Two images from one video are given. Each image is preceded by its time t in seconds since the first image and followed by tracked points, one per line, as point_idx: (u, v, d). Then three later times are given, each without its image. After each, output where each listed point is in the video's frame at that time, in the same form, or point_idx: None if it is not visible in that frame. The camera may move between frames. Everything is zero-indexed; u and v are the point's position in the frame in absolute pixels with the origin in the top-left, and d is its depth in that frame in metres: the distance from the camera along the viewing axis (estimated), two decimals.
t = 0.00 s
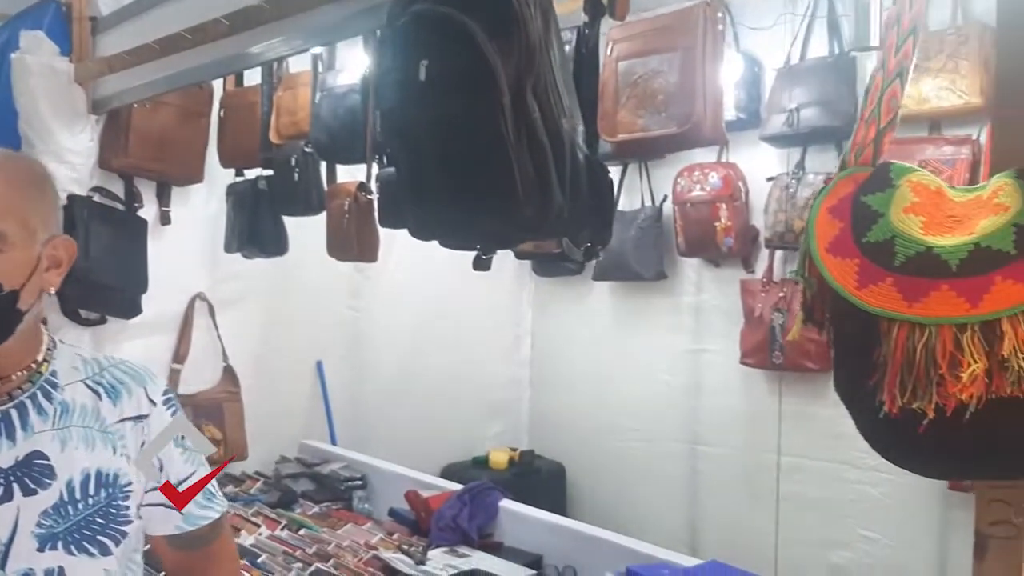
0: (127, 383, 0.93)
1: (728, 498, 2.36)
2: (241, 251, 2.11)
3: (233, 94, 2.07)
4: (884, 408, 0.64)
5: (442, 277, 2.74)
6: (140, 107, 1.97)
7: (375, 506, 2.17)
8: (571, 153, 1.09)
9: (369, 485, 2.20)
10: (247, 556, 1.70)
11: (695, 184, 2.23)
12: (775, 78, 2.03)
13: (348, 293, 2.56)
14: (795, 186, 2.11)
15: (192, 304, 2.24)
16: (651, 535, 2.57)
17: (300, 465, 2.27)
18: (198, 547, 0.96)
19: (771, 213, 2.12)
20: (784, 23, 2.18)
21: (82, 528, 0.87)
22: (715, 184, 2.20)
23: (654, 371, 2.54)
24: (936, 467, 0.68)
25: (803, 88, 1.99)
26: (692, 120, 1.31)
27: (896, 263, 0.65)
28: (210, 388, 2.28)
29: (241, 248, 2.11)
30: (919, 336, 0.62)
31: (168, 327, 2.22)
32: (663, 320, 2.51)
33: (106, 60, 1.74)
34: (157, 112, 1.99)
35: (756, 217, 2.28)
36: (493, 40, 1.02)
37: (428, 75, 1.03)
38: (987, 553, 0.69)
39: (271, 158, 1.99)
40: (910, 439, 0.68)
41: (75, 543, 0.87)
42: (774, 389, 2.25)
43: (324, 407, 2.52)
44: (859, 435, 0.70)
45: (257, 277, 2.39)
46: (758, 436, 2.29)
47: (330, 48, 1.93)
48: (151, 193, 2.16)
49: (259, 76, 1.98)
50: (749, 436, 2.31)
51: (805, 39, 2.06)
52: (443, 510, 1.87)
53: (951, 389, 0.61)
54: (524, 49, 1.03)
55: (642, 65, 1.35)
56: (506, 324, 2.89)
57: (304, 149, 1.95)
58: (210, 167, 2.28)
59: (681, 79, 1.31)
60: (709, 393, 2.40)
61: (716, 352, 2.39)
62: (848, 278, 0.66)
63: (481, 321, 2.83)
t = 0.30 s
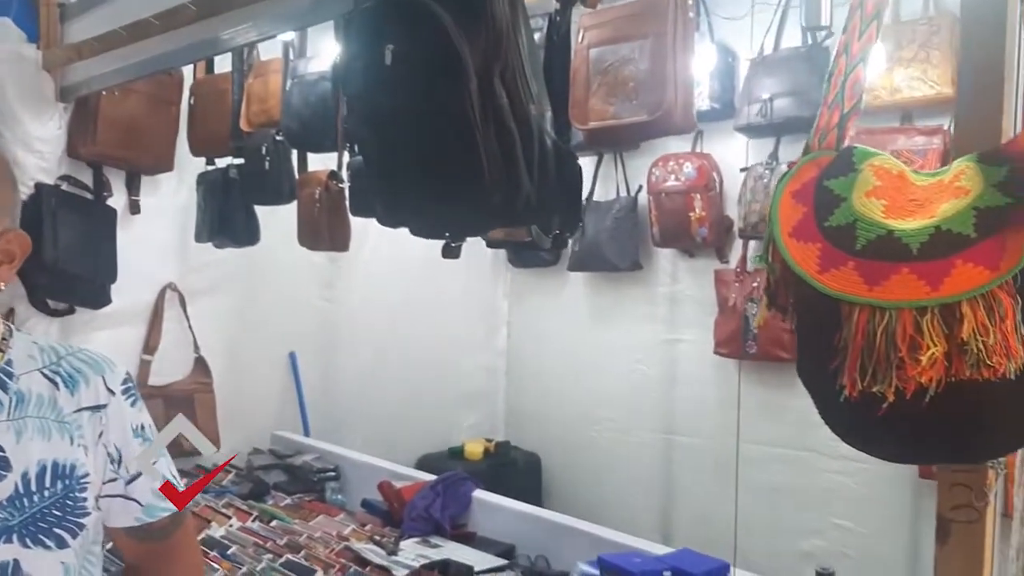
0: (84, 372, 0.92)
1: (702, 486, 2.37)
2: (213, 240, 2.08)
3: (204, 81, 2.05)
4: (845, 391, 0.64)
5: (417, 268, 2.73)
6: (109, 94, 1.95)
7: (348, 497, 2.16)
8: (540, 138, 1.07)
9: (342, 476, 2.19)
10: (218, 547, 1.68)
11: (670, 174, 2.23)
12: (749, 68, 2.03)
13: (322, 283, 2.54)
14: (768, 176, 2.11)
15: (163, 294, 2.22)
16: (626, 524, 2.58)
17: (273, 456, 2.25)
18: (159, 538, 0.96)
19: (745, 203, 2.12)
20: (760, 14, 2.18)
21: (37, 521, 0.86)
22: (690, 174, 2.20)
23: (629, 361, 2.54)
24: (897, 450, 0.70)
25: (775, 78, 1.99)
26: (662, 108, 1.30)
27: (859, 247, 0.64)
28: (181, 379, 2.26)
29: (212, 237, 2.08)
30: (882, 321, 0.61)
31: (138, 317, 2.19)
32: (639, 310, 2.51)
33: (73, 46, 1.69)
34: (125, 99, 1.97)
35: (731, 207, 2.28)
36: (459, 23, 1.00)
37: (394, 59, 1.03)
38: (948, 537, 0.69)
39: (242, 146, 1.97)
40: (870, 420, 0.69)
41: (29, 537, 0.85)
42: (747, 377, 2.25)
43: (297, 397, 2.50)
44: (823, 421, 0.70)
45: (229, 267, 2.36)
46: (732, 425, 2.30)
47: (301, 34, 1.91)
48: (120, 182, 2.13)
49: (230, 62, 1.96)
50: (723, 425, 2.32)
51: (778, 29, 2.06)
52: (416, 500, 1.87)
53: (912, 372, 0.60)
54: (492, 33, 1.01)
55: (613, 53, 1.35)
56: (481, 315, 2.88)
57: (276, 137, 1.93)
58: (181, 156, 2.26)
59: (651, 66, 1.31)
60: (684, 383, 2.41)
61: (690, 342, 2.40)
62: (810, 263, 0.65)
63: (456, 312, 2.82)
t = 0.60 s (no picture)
0: (49, 349, 0.91)
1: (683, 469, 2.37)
2: (190, 220, 2.06)
3: (181, 59, 2.03)
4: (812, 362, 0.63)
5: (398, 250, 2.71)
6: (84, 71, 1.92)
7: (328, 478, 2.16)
8: (511, 112, 1.08)
9: (322, 457, 2.18)
10: (194, 529, 1.67)
11: (652, 156, 2.22)
12: (730, 48, 2.02)
13: (302, 265, 2.52)
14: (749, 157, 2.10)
15: (139, 275, 2.20)
16: (607, 506, 2.58)
17: (252, 438, 2.25)
18: (126, 518, 0.97)
19: (725, 184, 2.11)
20: None
21: None
22: (671, 155, 2.19)
23: (611, 343, 2.53)
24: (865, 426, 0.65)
25: (757, 58, 1.98)
26: (639, 85, 1.29)
27: (826, 218, 0.63)
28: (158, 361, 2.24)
29: (189, 217, 2.06)
30: (848, 292, 0.61)
31: (115, 298, 2.17)
32: (620, 292, 2.50)
33: (46, 24, 1.62)
34: (101, 76, 1.94)
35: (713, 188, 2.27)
36: None
37: (364, 30, 1.01)
38: (916, 508, 0.70)
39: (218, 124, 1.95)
40: (834, 393, 0.65)
41: None
42: (727, 359, 2.25)
43: (277, 381, 2.49)
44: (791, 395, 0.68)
45: (206, 248, 2.34)
46: (712, 407, 2.30)
47: (279, 11, 1.88)
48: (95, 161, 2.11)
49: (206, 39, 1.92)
50: (704, 407, 2.32)
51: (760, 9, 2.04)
52: (394, 481, 1.86)
53: (878, 342, 0.60)
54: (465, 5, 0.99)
55: (590, 29, 1.33)
56: (462, 298, 2.86)
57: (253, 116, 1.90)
58: (157, 135, 2.23)
59: (628, 42, 1.30)
60: (665, 365, 2.41)
61: (671, 324, 2.39)
62: (779, 234, 0.64)
63: (438, 294, 2.80)
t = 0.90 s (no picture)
0: (24, 315, 0.88)
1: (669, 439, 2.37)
2: (171, 188, 2.04)
3: (161, 26, 2.00)
4: (782, 320, 0.64)
5: (383, 220, 2.66)
6: (64, 38, 1.90)
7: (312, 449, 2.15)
8: (490, 75, 1.08)
9: (306, 429, 2.18)
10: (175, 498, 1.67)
11: (639, 125, 2.21)
12: (717, 15, 1.99)
13: (286, 236, 2.53)
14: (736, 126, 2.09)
15: (121, 245, 2.19)
16: (593, 477, 2.58)
17: (237, 409, 2.25)
18: (102, 486, 0.95)
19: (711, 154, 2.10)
20: None
21: None
22: (659, 124, 2.17)
23: (598, 314, 2.52)
24: (835, 385, 0.64)
25: (744, 26, 1.96)
26: (623, 50, 1.31)
27: (798, 173, 0.64)
28: (141, 332, 2.24)
29: (171, 185, 2.04)
30: (819, 249, 0.62)
31: (97, 268, 2.17)
32: (607, 263, 2.49)
33: None
34: (81, 42, 1.92)
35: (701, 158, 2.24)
36: None
37: None
38: (888, 470, 0.70)
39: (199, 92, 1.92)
40: (805, 352, 0.64)
41: None
42: (713, 330, 2.25)
43: (262, 352, 2.50)
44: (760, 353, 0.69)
45: (190, 218, 2.33)
46: (697, 378, 2.29)
47: None
48: (76, 130, 2.09)
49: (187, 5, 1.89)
50: (690, 378, 2.32)
51: None
52: (378, 451, 1.86)
53: (848, 300, 0.61)
54: None
55: None
56: (449, 274, 2.81)
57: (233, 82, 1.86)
58: (139, 103, 2.21)
59: (611, 6, 1.32)
60: (652, 336, 2.40)
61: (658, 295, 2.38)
62: (752, 192, 0.65)
63: (425, 266, 2.77)
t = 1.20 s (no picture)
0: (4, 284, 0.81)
1: (661, 416, 2.37)
2: (159, 164, 2.03)
3: None
4: (756, 286, 0.66)
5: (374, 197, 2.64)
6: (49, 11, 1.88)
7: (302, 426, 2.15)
8: (472, 46, 1.07)
9: (297, 405, 2.17)
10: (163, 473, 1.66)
11: (632, 100, 2.18)
12: None
13: (276, 212, 2.50)
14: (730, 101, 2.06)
15: (111, 222, 2.18)
16: (585, 454, 2.58)
17: (228, 386, 2.24)
18: (87, 461, 0.90)
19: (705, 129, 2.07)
20: None
21: None
22: (651, 99, 2.12)
23: (591, 291, 2.51)
24: (808, 350, 0.66)
25: None
26: (610, 18, 1.30)
27: (774, 137, 0.66)
28: (132, 309, 2.23)
29: (159, 161, 2.03)
30: (794, 213, 0.63)
31: (86, 244, 2.16)
32: (600, 240, 2.47)
33: None
34: (67, 16, 1.90)
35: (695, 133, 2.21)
36: None
37: None
38: (866, 437, 0.70)
39: (186, 66, 1.89)
40: (779, 318, 0.66)
41: None
42: (706, 306, 2.24)
43: (254, 331, 2.50)
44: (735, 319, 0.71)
45: (180, 194, 2.32)
46: (690, 355, 2.28)
47: None
48: (64, 105, 2.08)
49: None
50: (681, 355, 2.31)
51: None
52: (368, 428, 1.86)
53: (822, 265, 0.63)
54: None
55: None
56: (442, 250, 2.81)
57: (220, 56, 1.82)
58: (126, 78, 2.19)
59: None
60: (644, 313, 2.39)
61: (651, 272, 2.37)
62: (728, 157, 0.67)
63: (417, 244, 2.76)
